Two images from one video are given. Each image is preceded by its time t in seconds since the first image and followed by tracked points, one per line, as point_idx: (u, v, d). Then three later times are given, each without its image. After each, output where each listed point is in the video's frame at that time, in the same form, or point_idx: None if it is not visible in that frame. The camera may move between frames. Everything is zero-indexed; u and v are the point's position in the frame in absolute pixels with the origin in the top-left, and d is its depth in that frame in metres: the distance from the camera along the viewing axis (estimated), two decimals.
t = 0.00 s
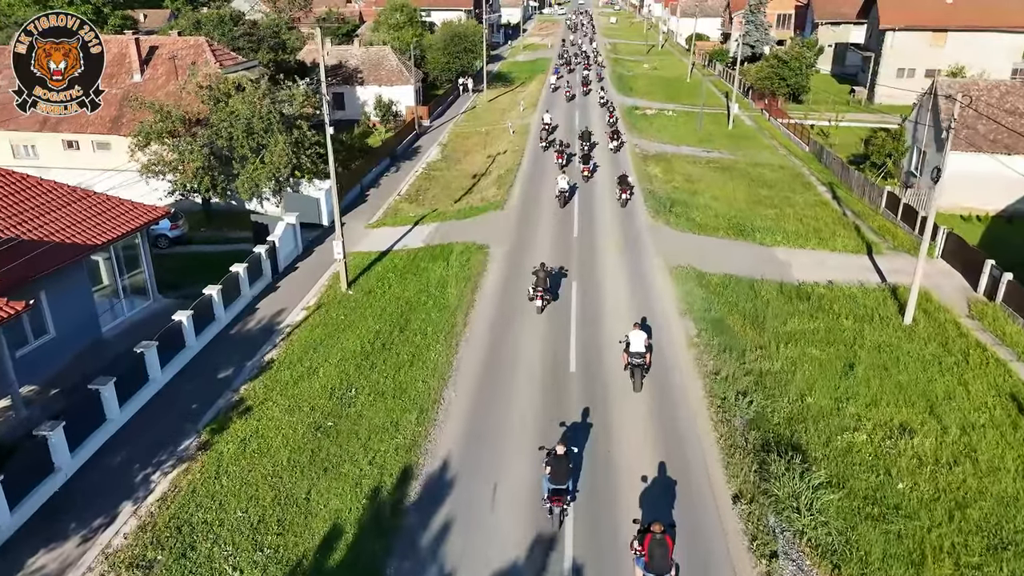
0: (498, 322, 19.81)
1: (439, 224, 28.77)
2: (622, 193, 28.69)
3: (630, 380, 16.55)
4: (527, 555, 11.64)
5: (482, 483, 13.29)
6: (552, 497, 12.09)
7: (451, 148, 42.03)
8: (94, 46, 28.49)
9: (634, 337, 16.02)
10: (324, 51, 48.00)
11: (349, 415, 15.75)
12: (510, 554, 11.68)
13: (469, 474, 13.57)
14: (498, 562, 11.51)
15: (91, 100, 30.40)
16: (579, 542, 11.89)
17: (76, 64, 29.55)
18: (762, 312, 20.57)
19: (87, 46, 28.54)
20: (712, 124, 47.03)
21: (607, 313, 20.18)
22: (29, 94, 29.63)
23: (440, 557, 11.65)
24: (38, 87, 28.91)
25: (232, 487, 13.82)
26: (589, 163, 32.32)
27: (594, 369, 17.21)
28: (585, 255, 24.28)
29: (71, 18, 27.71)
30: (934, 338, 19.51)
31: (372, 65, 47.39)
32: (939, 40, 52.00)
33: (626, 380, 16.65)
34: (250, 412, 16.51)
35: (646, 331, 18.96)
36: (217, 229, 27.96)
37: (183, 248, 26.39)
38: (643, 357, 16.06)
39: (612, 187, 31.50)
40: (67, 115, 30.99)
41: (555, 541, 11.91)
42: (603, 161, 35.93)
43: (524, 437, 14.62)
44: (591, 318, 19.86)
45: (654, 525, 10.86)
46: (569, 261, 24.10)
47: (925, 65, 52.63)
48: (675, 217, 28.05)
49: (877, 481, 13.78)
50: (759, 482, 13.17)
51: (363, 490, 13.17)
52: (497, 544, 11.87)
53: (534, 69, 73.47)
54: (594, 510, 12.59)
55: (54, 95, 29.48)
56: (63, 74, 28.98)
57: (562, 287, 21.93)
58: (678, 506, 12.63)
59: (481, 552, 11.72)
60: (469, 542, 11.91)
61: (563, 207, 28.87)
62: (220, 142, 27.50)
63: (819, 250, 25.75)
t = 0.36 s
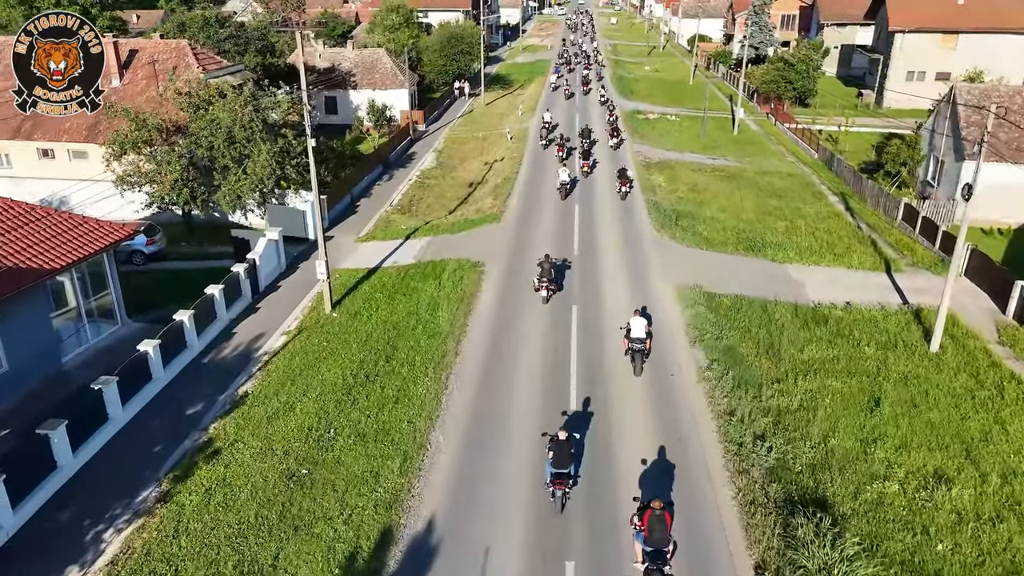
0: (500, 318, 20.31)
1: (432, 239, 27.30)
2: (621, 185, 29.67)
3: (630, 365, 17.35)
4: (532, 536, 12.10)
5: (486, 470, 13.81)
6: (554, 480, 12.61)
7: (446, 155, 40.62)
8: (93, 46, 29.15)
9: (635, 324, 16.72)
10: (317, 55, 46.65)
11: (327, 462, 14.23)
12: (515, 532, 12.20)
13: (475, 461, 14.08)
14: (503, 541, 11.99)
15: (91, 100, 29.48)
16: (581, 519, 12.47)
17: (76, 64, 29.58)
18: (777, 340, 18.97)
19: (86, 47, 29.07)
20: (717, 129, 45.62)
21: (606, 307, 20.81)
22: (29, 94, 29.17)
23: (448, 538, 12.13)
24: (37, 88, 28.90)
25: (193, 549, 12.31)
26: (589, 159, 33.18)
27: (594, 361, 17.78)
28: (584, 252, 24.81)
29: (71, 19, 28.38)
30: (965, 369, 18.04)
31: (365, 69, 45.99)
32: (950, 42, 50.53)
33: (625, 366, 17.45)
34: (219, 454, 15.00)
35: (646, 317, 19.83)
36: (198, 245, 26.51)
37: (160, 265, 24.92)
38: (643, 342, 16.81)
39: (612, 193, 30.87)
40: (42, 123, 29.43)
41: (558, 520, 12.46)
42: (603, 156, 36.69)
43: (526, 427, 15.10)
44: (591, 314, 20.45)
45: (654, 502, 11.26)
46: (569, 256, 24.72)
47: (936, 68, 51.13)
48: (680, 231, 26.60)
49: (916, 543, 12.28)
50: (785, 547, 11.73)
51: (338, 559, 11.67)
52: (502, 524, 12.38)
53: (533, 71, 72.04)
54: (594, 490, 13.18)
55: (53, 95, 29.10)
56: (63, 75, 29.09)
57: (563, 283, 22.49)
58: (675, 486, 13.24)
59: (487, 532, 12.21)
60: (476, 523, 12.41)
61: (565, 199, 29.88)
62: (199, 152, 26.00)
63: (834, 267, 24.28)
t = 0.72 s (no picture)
0: (503, 314, 20.53)
1: (423, 255, 25.76)
2: (621, 179, 30.47)
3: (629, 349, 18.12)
4: (535, 529, 12.30)
5: (490, 465, 13.96)
6: (557, 464, 13.02)
7: (441, 163, 39.21)
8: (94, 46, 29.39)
9: (634, 310, 17.55)
10: (309, 57, 45.19)
11: (298, 519, 12.71)
12: (518, 527, 12.37)
13: (478, 457, 14.23)
14: (506, 536, 12.15)
15: (91, 100, 28.65)
16: (583, 508, 12.77)
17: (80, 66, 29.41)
18: (794, 373, 17.42)
19: (87, 47, 29.32)
20: (722, 135, 44.14)
21: (606, 301, 21.25)
22: (32, 95, 28.54)
23: (452, 532, 12.31)
24: (39, 88, 28.56)
25: None
26: (588, 156, 33.85)
27: (595, 353, 18.13)
28: (585, 250, 25.03)
29: (72, 18, 29.34)
30: (1000, 406, 16.53)
31: (358, 71, 44.50)
32: (961, 44, 49.08)
33: (625, 350, 18.24)
34: (181, 506, 13.49)
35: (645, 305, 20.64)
36: (176, 260, 25.10)
37: (134, 283, 23.47)
38: (643, 327, 17.60)
39: (614, 193, 30.95)
40: (13, 131, 27.94)
41: (561, 508, 12.77)
42: (603, 154, 37.36)
43: (528, 422, 15.27)
44: (591, 309, 20.82)
45: (654, 483, 11.43)
46: (570, 250, 25.37)
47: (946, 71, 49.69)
48: (686, 247, 25.11)
49: None
50: None
51: None
52: (505, 520, 12.52)
53: (532, 73, 70.60)
54: (595, 476, 13.57)
55: (54, 95, 28.59)
56: (64, 76, 29.05)
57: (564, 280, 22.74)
58: (675, 470, 13.66)
59: (490, 527, 12.39)
60: (479, 519, 12.57)
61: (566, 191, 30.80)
62: (176, 163, 24.50)
63: (851, 286, 22.79)
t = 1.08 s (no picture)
0: (503, 311, 20.84)
1: (413, 274, 24.18)
2: (620, 173, 31.38)
3: (629, 333, 19.19)
4: (535, 522, 12.58)
5: (490, 462, 14.21)
6: (559, 449, 13.57)
7: (436, 170, 37.74)
8: (94, 45, 26.77)
9: (633, 295, 18.76)
10: (300, 60, 43.73)
11: None
12: (518, 520, 12.65)
13: (478, 454, 14.47)
14: (506, 529, 12.42)
15: (92, 100, 27.00)
16: (584, 497, 13.16)
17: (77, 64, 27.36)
18: (814, 410, 15.93)
19: (87, 47, 26.84)
20: (726, 140, 42.74)
21: (606, 296, 21.71)
22: (29, 94, 26.96)
23: (453, 526, 12.56)
24: (36, 87, 26.96)
25: None
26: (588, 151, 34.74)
27: (596, 348, 18.60)
28: (585, 248, 25.21)
29: (70, 18, 26.48)
30: None
31: (351, 75, 43.08)
32: (973, 47, 47.60)
33: (625, 334, 19.28)
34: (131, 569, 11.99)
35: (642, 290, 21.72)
36: (150, 279, 23.65)
37: (103, 304, 22.00)
38: (641, 311, 18.73)
39: (614, 193, 31.06)
40: None
41: (563, 489, 13.39)
42: (603, 149, 38.12)
43: (529, 420, 15.54)
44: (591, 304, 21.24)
45: (653, 466, 11.91)
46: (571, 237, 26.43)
47: (958, 75, 48.19)
48: (693, 263, 23.69)
49: None
50: None
51: None
52: (505, 515, 12.76)
53: (531, 75, 69.04)
54: (595, 463, 14.07)
55: (53, 96, 27.00)
56: (63, 76, 26.92)
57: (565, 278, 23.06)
58: (674, 454, 14.18)
59: (491, 520, 12.66)
60: (480, 514, 12.82)
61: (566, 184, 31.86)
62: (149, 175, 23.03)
63: (870, 307, 21.34)
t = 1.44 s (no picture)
0: (505, 311, 20.98)
1: (400, 297, 22.48)
2: (619, 169, 32.15)
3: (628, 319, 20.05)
4: (534, 515, 12.67)
5: (491, 457, 14.29)
6: (561, 437, 13.84)
7: (430, 179, 36.33)
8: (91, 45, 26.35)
9: (630, 282, 19.67)
10: (289, 63, 42.27)
11: None
12: (518, 510, 12.82)
13: (480, 449, 14.55)
14: (506, 522, 12.53)
15: (92, 100, 26.43)
16: (583, 487, 13.31)
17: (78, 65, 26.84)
18: (838, 457, 14.39)
19: (88, 46, 26.41)
20: (731, 146, 41.36)
21: (606, 292, 22.00)
22: (30, 93, 26.41)
23: (454, 521, 12.63)
24: (37, 87, 26.43)
25: None
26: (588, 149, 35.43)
27: (596, 343, 18.85)
28: (584, 248, 25.28)
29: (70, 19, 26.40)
30: None
31: (343, 79, 41.69)
32: (986, 50, 46.13)
33: (624, 321, 20.12)
34: None
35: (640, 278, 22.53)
36: (121, 300, 22.18)
37: (68, 328, 20.49)
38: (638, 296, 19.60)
39: (614, 191, 31.25)
40: None
41: (565, 469, 13.88)
42: (603, 147, 38.87)
43: (529, 415, 15.65)
44: (590, 299, 21.56)
45: (653, 452, 12.18)
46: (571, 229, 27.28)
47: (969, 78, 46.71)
48: (701, 281, 22.24)
49: None
50: None
51: None
52: (504, 509, 12.84)
53: (529, 77, 67.56)
54: (596, 452, 14.33)
55: (54, 95, 26.29)
56: (63, 75, 26.55)
57: (564, 275, 23.29)
58: (674, 442, 14.54)
59: (491, 514, 12.76)
60: (482, 508, 12.91)
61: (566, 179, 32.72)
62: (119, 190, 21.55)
63: (891, 332, 19.82)
